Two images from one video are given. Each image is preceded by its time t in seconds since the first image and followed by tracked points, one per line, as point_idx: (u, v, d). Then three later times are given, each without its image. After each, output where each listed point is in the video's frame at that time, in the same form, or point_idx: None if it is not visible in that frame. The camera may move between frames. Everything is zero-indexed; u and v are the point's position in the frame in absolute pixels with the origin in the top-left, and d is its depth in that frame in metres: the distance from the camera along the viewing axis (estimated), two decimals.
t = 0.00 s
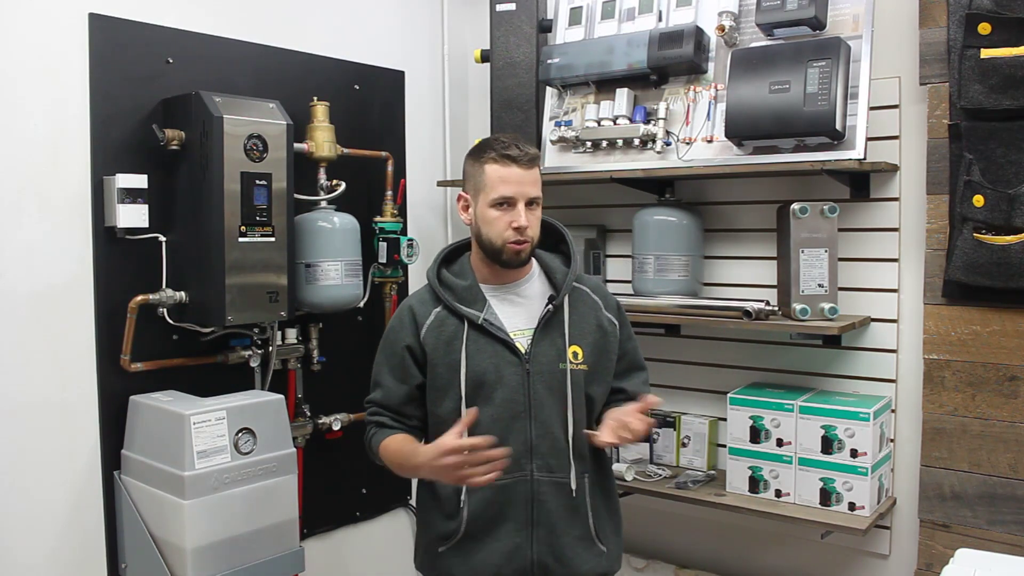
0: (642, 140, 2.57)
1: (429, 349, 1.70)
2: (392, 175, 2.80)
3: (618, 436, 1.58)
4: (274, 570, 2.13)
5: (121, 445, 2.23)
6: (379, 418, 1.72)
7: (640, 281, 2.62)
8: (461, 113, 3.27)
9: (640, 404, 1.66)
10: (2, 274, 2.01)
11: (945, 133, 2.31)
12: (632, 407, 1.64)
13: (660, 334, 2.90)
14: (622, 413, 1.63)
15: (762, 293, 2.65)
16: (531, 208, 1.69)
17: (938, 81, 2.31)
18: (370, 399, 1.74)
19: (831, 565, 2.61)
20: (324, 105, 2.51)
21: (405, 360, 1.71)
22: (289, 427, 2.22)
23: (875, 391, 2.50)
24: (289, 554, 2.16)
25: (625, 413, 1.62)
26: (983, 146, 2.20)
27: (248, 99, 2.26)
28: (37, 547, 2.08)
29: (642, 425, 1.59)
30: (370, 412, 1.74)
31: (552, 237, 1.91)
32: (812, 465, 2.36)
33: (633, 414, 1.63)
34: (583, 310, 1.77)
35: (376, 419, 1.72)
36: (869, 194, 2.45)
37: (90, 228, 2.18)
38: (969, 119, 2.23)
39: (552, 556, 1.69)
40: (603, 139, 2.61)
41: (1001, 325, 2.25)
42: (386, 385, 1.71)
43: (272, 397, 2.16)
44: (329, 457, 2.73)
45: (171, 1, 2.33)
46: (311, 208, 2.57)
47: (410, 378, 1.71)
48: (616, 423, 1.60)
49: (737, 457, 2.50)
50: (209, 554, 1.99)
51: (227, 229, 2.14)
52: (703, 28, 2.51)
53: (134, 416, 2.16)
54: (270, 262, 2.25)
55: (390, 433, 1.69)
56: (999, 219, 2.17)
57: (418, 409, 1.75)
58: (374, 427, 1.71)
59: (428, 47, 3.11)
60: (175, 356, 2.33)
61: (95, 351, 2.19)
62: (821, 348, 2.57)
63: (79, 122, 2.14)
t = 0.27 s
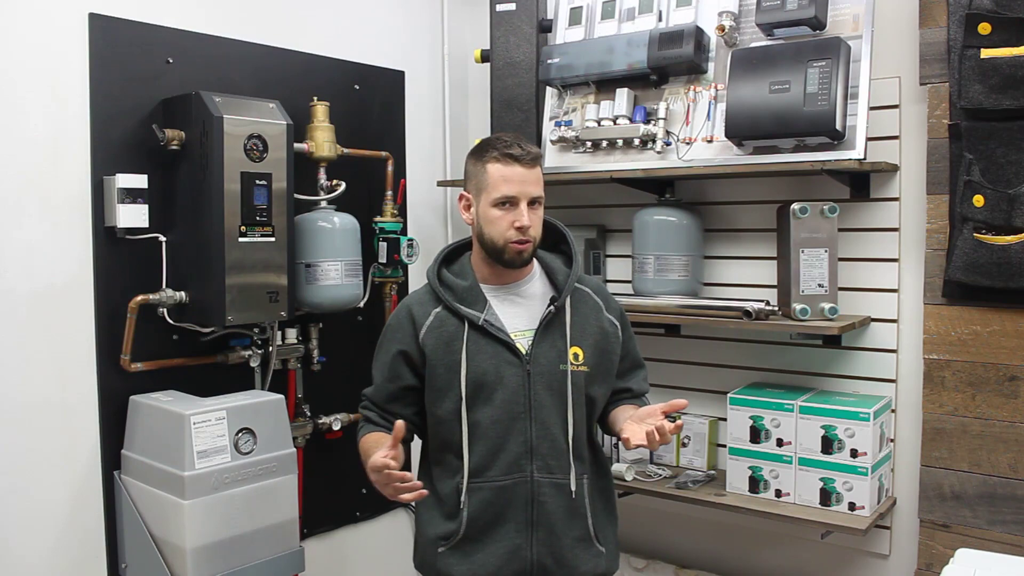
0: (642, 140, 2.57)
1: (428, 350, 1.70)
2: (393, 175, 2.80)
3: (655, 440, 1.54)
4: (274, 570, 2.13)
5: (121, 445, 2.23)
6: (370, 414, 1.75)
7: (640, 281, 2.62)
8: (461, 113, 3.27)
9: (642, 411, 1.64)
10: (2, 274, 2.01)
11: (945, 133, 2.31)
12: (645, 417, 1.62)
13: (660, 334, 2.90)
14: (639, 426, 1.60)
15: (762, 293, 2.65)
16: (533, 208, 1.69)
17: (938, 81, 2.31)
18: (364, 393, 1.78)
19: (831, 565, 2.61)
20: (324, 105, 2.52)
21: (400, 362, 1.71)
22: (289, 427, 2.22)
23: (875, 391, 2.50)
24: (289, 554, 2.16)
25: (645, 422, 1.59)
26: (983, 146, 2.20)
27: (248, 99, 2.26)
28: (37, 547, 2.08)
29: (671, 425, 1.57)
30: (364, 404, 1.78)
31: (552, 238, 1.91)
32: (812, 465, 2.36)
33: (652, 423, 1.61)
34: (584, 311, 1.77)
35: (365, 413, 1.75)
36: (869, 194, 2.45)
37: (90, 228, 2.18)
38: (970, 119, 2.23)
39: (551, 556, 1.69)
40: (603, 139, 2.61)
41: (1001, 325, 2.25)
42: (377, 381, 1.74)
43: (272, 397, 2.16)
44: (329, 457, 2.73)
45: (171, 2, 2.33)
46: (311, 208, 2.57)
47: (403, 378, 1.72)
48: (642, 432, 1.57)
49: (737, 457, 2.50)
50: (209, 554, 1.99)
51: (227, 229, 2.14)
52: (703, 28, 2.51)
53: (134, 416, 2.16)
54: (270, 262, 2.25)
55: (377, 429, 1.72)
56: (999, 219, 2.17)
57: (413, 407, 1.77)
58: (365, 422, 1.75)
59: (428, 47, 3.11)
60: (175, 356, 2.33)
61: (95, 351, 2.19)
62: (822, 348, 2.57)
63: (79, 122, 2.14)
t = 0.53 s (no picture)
0: (642, 140, 2.57)
1: (426, 350, 1.70)
2: (393, 175, 2.80)
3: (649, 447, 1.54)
4: (273, 570, 2.13)
5: (121, 445, 2.23)
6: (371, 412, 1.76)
7: (639, 281, 2.62)
8: (461, 113, 3.27)
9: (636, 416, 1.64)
10: (2, 274, 2.01)
11: (945, 133, 2.31)
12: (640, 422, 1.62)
13: (660, 334, 2.90)
14: (634, 431, 1.60)
15: (762, 293, 2.65)
16: (532, 207, 1.69)
17: (938, 81, 2.31)
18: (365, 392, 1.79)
19: (831, 565, 2.61)
20: (323, 105, 2.51)
21: (397, 362, 1.72)
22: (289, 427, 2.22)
23: (875, 391, 2.50)
24: (289, 554, 2.16)
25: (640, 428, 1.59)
26: (983, 145, 2.20)
27: (248, 99, 2.26)
28: (37, 547, 2.08)
29: (665, 432, 1.57)
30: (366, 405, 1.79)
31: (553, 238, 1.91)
32: (812, 465, 2.36)
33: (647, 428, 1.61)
34: (584, 313, 1.77)
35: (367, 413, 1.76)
36: (869, 194, 2.45)
37: (90, 228, 2.18)
38: (969, 119, 2.23)
39: (550, 557, 1.68)
40: (603, 139, 2.61)
41: (1001, 325, 2.25)
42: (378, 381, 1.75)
43: (273, 397, 2.16)
44: (329, 457, 2.73)
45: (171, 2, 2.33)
46: (311, 208, 2.57)
47: (401, 378, 1.73)
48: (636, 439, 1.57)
49: (737, 457, 2.50)
50: (209, 554, 1.99)
51: (226, 229, 2.14)
52: (703, 28, 2.51)
53: (134, 416, 2.16)
54: (270, 262, 2.25)
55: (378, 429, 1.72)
56: (999, 219, 2.17)
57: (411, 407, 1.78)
58: (365, 420, 1.75)
59: (428, 47, 3.11)
60: (175, 356, 2.33)
61: (95, 351, 2.19)
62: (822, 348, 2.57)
63: (79, 122, 2.14)
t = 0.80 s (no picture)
0: (642, 140, 2.57)
1: (423, 349, 1.71)
2: (393, 175, 2.80)
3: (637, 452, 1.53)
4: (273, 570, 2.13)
5: (121, 445, 2.23)
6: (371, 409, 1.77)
7: (639, 281, 2.62)
8: (461, 113, 3.27)
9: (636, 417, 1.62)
10: (2, 274, 2.01)
11: (945, 133, 2.31)
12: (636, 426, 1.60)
13: (660, 334, 2.90)
14: (631, 434, 1.59)
15: (762, 293, 2.65)
16: (531, 209, 1.68)
17: (939, 81, 2.31)
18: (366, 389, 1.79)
19: (831, 565, 2.61)
20: (324, 105, 2.51)
21: (396, 360, 1.73)
22: (288, 427, 2.22)
23: (875, 391, 2.50)
24: (289, 554, 2.16)
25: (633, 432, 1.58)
26: (983, 145, 2.20)
27: (248, 99, 2.26)
28: (37, 547, 2.08)
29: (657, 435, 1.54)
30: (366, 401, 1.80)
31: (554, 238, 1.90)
32: (812, 465, 2.36)
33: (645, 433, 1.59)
34: (582, 315, 1.76)
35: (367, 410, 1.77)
36: (869, 194, 2.45)
37: (90, 228, 2.18)
38: (970, 119, 2.23)
39: (548, 557, 1.68)
40: (603, 139, 2.61)
41: (1001, 325, 2.25)
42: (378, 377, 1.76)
43: (272, 397, 2.16)
44: (329, 457, 2.73)
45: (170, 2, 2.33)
46: (311, 208, 2.57)
47: (400, 375, 1.74)
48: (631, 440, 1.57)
49: (737, 457, 2.50)
50: (209, 554, 1.99)
51: (227, 229, 2.14)
52: (702, 28, 2.51)
53: (134, 416, 2.16)
54: (270, 262, 2.25)
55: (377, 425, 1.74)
56: (999, 219, 2.17)
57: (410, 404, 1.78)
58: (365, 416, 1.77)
59: (428, 47, 3.11)
60: (175, 356, 2.33)
61: (95, 351, 2.19)
62: (822, 348, 2.57)
63: (79, 122, 2.14)
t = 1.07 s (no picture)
0: (642, 140, 2.57)
1: (419, 349, 1.72)
2: (392, 175, 2.80)
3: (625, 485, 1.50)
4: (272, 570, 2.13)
5: (121, 445, 2.23)
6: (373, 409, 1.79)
7: (639, 281, 2.62)
8: (461, 113, 3.27)
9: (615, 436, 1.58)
10: (2, 274, 2.01)
11: (945, 133, 2.31)
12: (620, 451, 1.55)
13: (660, 334, 2.90)
14: (613, 456, 1.55)
15: (762, 293, 2.65)
16: (527, 211, 1.68)
17: (939, 81, 2.31)
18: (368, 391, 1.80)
19: (830, 565, 2.61)
20: (323, 105, 2.51)
21: (395, 359, 1.75)
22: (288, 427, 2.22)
23: (875, 391, 2.50)
24: (289, 554, 2.16)
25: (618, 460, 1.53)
26: (983, 146, 2.20)
27: (248, 99, 2.26)
28: (38, 547, 2.08)
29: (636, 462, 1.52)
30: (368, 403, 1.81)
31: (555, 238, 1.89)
32: (812, 465, 2.36)
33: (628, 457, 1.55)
34: (578, 317, 1.74)
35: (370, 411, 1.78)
36: (869, 194, 2.45)
37: (90, 228, 2.18)
38: (970, 119, 2.23)
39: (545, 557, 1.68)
40: (603, 139, 2.61)
41: (1001, 325, 2.25)
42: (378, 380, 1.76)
43: (272, 398, 2.16)
44: (329, 457, 2.73)
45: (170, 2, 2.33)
46: (311, 208, 2.57)
47: (400, 375, 1.75)
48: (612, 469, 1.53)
49: (737, 457, 2.50)
50: (209, 554, 1.99)
51: (226, 229, 2.14)
52: (702, 28, 2.51)
53: (134, 416, 2.17)
54: (270, 263, 2.25)
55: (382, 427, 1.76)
56: (999, 219, 2.17)
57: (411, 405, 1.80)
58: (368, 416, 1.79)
59: (428, 47, 3.11)
60: (175, 356, 2.33)
61: (95, 352, 2.19)
62: (822, 348, 2.57)
63: (79, 122, 2.14)
